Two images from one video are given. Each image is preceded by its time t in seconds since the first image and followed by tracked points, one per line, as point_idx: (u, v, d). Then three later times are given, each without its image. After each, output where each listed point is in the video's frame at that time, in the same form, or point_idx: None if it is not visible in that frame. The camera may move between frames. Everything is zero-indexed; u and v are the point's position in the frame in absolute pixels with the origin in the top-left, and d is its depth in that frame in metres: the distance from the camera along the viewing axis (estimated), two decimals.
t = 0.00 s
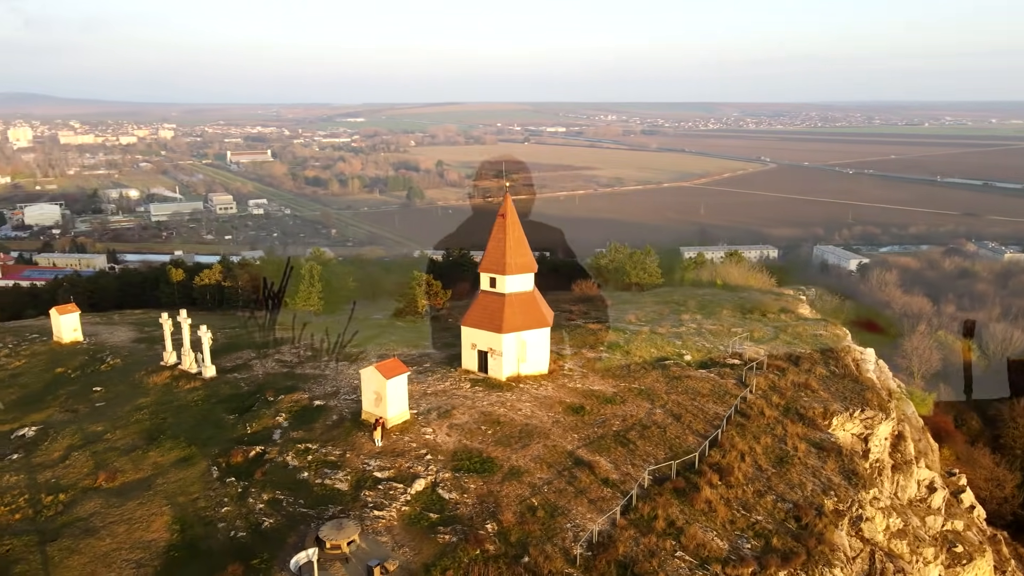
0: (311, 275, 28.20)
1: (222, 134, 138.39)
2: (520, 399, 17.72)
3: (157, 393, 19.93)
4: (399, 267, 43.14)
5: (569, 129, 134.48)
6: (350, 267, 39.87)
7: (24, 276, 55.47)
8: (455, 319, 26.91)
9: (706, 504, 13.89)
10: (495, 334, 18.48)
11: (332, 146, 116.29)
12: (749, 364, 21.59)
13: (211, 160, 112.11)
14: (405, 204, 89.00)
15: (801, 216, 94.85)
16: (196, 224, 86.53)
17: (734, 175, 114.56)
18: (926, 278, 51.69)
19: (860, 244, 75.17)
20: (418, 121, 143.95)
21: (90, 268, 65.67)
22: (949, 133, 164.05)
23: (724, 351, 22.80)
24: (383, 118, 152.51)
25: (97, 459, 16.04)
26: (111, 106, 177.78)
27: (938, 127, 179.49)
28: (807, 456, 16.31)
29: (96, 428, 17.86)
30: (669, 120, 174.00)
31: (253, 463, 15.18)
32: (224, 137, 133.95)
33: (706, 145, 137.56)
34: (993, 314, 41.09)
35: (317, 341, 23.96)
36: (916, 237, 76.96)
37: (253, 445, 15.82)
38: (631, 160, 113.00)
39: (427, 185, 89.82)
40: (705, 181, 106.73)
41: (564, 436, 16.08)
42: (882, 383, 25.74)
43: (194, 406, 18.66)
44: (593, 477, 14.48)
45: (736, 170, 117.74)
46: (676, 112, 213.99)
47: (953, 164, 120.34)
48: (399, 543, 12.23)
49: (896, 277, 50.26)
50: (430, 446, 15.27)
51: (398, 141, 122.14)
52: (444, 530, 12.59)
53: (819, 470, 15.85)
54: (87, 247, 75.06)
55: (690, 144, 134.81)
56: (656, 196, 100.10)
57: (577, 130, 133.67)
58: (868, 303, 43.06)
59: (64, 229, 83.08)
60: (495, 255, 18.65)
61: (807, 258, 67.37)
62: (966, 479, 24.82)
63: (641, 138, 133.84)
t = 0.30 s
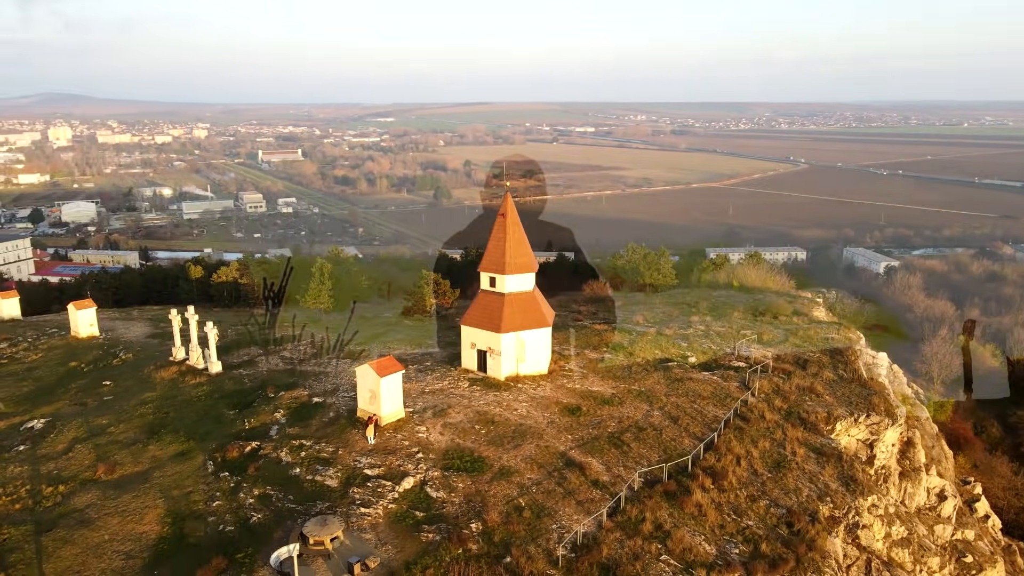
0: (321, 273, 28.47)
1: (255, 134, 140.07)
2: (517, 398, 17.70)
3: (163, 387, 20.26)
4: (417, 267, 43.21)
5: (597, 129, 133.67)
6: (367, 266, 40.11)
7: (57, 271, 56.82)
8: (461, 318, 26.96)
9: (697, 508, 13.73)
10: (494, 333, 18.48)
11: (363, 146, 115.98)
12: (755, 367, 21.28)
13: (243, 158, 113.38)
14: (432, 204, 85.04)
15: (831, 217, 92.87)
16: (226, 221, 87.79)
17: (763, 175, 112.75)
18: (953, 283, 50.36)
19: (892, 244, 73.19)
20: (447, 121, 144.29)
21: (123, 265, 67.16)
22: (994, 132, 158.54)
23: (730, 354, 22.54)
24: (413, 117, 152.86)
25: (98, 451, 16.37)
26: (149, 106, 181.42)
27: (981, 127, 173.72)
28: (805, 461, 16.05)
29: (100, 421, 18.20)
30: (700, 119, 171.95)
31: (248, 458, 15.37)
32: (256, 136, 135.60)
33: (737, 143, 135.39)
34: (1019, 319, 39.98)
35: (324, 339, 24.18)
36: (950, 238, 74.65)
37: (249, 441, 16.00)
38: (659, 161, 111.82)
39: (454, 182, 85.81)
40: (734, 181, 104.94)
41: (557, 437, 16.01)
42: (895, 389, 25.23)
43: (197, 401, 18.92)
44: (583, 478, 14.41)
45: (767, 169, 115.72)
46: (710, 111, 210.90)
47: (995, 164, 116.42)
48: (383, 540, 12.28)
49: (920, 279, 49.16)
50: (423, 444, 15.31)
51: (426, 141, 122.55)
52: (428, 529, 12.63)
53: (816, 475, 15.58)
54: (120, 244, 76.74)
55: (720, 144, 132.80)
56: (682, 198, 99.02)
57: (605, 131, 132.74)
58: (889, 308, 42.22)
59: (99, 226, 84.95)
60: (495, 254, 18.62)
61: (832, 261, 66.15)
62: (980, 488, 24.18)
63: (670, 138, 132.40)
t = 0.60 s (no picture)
0: (332, 271, 28.73)
1: (286, 133, 141.38)
2: (513, 399, 17.69)
3: (169, 383, 20.59)
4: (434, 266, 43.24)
5: (625, 129, 132.45)
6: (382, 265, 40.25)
7: (88, 266, 57.86)
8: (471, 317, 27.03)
9: (687, 512, 13.59)
10: (493, 333, 18.48)
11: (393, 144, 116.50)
12: (760, 370, 21.01)
13: (274, 157, 114.59)
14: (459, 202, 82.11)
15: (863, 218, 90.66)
16: (256, 220, 88.86)
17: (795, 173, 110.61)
18: (982, 287, 49.00)
19: (925, 246, 71.16)
20: (476, 120, 144.06)
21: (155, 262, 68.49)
22: None
23: (735, 356, 22.26)
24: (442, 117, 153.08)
25: (101, 444, 16.71)
26: (185, 106, 184.29)
27: None
28: (803, 466, 15.79)
29: (105, 415, 18.55)
30: (732, 118, 169.20)
31: (244, 453, 15.56)
32: (288, 135, 136.92)
33: (769, 142, 132.81)
34: None
35: (330, 336, 24.37)
36: (988, 238, 72.18)
37: (246, 436, 16.20)
38: (686, 160, 110.38)
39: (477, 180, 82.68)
40: (763, 181, 103.17)
41: (551, 437, 15.96)
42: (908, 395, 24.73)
43: (199, 397, 19.19)
44: (573, 480, 14.34)
45: (798, 168, 113.55)
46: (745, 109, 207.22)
47: None
48: (366, 537, 12.35)
49: (945, 282, 48.09)
50: (416, 443, 15.38)
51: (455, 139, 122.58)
52: (412, 527, 12.65)
53: (813, 481, 15.33)
54: (152, 241, 78.33)
55: (751, 143, 130.45)
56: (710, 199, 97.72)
57: (635, 131, 131.58)
58: (910, 313, 41.37)
59: (132, 224, 86.66)
60: (494, 253, 18.61)
61: (859, 263, 64.79)
62: (996, 498, 23.53)
63: (700, 138, 130.74)
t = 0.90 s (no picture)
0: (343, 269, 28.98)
1: (317, 132, 142.54)
2: (510, 398, 17.68)
3: (174, 379, 20.90)
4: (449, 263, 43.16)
5: (654, 129, 131.24)
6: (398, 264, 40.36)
7: (119, 262, 58.97)
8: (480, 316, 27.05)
9: (675, 516, 13.43)
10: (491, 333, 18.47)
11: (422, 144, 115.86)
12: (764, 373, 20.76)
13: (304, 156, 115.68)
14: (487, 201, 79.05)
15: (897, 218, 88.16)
16: (284, 219, 90.00)
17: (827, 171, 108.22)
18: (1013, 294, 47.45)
19: (961, 245, 68.79)
20: (504, 120, 143.84)
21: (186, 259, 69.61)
22: None
23: (740, 359, 21.99)
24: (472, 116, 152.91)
25: (104, 437, 17.05)
26: (220, 106, 187.01)
27: None
28: (800, 472, 15.54)
29: (110, 409, 18.89)
30: (765, 117, 166.40)
31: (240, 448, 15.78)
32: (318, 134, 137.87)
33: (801, 140, 130.31)
34: None
35: (338, 334, 24.57)
36: None
37: (243, 432, 16.41)
38: (715, 159, 108.89)
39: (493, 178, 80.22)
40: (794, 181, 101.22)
41: (544, 438, 15.93)
42: (920, 400, 24.19)
43: (201, 393, 19.44)
44: (563, 481, 14.27)
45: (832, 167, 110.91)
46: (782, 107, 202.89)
47: None
48: (350, 534, 12.42)
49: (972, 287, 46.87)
50: (408, 441, 15.44)
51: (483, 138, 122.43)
52: (397, 525, 12.69)
53: (808, 486, 15.07)
54: (183, 239, 79.77)
55: (784, 142, 128.12)
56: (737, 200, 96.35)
57: (665, 131, 130.14)
58: (932, 319, 40.50)
59: (164, 221, 88.25)
60: (495, 253, 18.60)
61: (886, 265, 63.36)
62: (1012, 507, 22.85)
63: (732, 138, 128.77)
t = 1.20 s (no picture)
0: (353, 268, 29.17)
1: (347, 131, 143.52)
2: (507, 398, 17.69)
3: (181, 374, 21.24)
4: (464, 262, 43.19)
5: (683, 129, 129.88)
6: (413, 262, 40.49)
7: (148, 259, 59.95)
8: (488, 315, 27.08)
9: (663, 519, 13.32)
10: (490, 332, 18.47)
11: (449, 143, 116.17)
12: (769, 376, 20.46)
13: (332, 156, 116.60)
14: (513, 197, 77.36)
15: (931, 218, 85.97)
16: (313, 217, 91.14)
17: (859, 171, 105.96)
18: None
19: (995, 248, 66.73)
20: (532, 119, 143.81)
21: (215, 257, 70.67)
22: None
23: (746, 362, 21.74)
24: (501, 115, 152.69)
25: (108, 430, 17.41)
26: (254, 106, 189.80)
27: None
28: (797, 477, 15.29)
29: (117, 403, 19.27)
30: (798, 117, 163.81)
31: (236, 444, 15.98)
32: (348, 134, 138.75)
33: (834, 140, 128.13)
34: None
35: (344, 333, 24.78)
36: None
37: (242, 427, 16.63)
38: (744, 158, 107.52)
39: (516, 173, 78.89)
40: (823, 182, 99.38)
41: (537, 438, 15.89)
42: (934, 405, 23.67)
43: (206, 388, 19.76)
44: (552, 482, 14.22)
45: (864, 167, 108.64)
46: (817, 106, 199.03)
47: None
48: (335, 531, 12.50)
49: (1000, 290, 45.54)
50: (401, 440, 15.51)
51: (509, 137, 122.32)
52: (382, 523, 12.75)
53: (804, 492, 14.82)
54: (213, 236, 81.04)
55: (816, 142, 125.81)
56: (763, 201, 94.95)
57: (694, 131, 128.68)
58: (956, 324, 39.43)
59: (195, 219, 89.82)
60: (495, 252, 18.58)
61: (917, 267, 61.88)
62: None
63: (762, 138, 126.91)
